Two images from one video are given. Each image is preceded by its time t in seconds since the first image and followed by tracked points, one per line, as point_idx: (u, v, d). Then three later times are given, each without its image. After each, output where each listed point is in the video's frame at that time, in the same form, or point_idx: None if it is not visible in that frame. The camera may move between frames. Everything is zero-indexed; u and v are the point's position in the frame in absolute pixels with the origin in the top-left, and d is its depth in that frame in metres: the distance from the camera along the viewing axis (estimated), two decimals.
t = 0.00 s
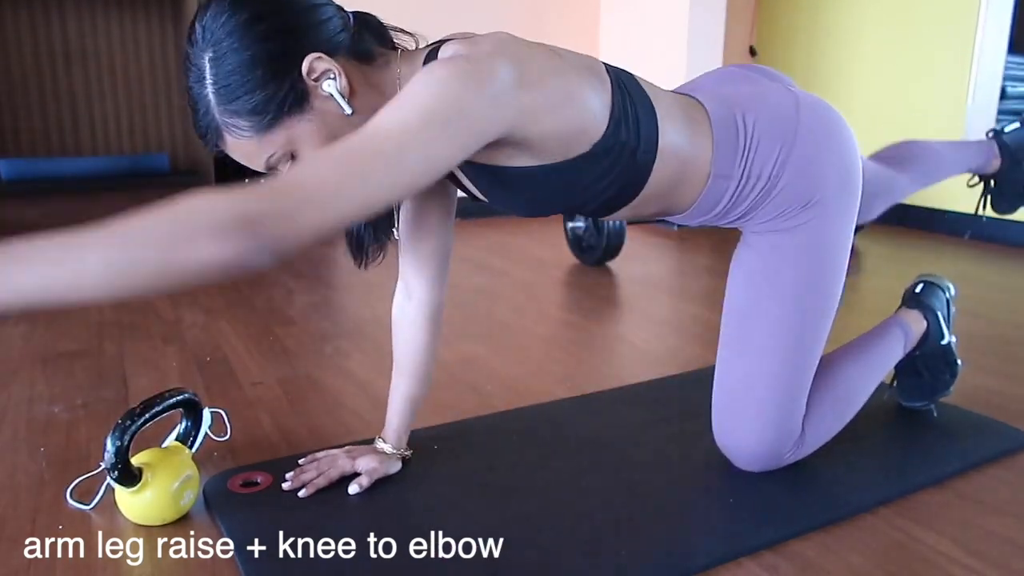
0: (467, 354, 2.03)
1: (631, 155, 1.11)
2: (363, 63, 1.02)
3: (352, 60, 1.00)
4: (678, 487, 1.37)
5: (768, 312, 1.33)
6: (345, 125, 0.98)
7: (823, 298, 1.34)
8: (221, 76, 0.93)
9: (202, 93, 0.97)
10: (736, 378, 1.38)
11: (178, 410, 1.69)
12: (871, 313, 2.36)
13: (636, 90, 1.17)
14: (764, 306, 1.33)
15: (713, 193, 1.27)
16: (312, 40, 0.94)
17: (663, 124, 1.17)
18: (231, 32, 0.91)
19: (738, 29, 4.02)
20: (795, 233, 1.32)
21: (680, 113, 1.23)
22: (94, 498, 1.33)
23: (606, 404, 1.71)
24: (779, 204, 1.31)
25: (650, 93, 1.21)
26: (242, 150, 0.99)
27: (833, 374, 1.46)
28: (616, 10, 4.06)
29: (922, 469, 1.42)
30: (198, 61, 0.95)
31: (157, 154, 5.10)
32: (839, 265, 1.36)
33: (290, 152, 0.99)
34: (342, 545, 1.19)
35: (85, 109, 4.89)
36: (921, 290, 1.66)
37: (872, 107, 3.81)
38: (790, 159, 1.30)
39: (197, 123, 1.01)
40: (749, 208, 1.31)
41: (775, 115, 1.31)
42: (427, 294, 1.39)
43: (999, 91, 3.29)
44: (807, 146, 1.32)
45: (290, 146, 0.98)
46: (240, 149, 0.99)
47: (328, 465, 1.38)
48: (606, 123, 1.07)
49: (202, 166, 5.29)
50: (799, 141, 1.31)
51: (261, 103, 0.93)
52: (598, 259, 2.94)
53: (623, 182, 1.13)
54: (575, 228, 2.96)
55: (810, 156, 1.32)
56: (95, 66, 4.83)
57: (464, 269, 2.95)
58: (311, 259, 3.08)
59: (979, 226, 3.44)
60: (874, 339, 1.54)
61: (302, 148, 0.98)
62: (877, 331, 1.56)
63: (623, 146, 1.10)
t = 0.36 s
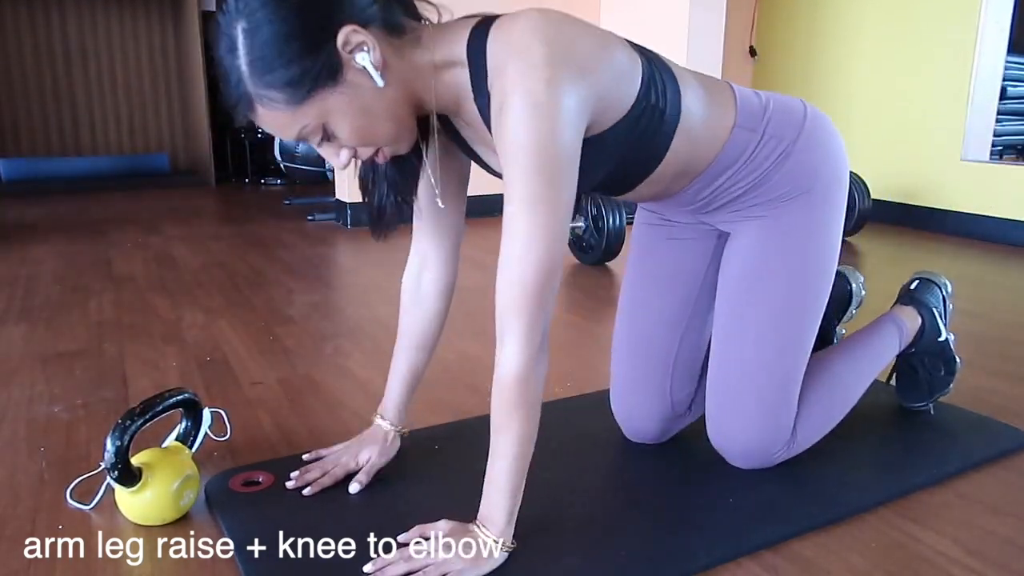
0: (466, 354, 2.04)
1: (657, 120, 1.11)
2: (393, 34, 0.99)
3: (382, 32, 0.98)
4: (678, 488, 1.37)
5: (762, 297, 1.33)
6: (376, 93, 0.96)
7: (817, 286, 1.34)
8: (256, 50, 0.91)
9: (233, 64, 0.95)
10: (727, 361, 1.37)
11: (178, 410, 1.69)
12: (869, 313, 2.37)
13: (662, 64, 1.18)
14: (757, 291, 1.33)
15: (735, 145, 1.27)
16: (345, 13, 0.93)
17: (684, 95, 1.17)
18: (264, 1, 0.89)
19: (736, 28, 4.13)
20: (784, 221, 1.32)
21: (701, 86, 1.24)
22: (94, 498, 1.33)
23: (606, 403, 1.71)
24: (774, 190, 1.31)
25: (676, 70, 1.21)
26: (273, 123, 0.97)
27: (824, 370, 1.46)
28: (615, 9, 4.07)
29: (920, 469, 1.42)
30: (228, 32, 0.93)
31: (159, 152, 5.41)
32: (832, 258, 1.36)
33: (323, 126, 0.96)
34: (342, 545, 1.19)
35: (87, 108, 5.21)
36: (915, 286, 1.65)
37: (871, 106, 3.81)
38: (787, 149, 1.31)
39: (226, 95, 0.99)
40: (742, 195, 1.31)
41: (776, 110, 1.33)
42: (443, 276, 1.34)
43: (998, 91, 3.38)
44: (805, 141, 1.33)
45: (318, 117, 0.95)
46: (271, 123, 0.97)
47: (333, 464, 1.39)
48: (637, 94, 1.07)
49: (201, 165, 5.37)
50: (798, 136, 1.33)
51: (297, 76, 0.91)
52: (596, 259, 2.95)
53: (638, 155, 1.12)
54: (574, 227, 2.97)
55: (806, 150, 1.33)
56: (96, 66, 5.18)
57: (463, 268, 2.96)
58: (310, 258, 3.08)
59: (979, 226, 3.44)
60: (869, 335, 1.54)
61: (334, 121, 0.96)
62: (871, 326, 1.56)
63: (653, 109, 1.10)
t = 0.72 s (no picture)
0: (467, 354, 2.03)
1: (640, 157, 1.11)
2: (373, 58, 1.02)
3: (363, 58, 1.01)
4: (678, 487, 1.37)
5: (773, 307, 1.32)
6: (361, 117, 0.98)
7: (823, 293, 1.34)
8: (239, 91, 0.94)
9: (220, 109, 0.98)
10: (736, 370, 1.37)
11: (178, 410, 1.69)
12: (871, 313, 2.36)
13: (647, 89, 1.17)
14: (765, 302, 1.33)
15: (718, 193, 1.26)
16: (323, 44, 0.95)
17: (671, 123, 1.17)
18: (242, 45, 0.92)
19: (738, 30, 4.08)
20: (794, 232, 1.32)
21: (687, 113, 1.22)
22: (94, 498, 1.33)
23: (606, 403, 1.71)
24: (784, 202, 1.31)
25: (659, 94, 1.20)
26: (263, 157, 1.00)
27: (821, 376, 1.46)
28: (615, 10, 4.07)
29: (922, 470, 1.42)
30: (211, 78, 0.96)
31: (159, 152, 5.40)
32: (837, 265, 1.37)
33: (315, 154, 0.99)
34: (342, 545, 1.19)
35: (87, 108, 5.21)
36: (916, 291, 1.64)
37: (870, 107, 3.81)
38: (790, 163, 1.30)
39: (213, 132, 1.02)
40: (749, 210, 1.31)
41: (778, 117, 1.31)
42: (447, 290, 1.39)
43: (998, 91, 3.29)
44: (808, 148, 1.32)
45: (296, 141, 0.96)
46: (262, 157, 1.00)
47: (364, 458, 1.41)
48: (617, 130, 1.07)
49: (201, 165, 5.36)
50: (800, 145, 1.31)
51: (282, 111, 0.94)
52: (597, 259, 2.94)
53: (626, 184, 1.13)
54: (575, 228, 2.97)
55: (810, 160, 1.32)
56: (96, 66, 5.18)
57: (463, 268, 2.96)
58: (310, 258, 3.08)
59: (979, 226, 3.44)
60: (866, 342, 1.53)
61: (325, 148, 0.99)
62: (870, 334, 1.55)
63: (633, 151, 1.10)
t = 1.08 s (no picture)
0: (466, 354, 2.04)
1: (654, 147, 1.11)
2: (377, 108, 0.99)
3: (369, 110, 0.98)
4: (678, 487, 1.37)
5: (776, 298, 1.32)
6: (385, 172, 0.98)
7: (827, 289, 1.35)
8: (276, 192, 0.98)
9: (267, 210, 1.02)
10: (738, 361, 1.36)
11: (178, 410, 1.69)
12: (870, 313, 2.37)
13: (662, 77, 1.15)
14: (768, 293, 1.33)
15: (737, 172, 1.26)
16: (330, 121, 0.95)
17: (687, 114, 1.16)
18: (264, 154, 0.96)
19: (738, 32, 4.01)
20: (798, 225, 1.32)
21: (706, 98, 1.21)
22: (94, 498, 1.33)
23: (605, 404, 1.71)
24: (795, 194, 1.31)
25: (675, 82, 1.19)
26: (321, 238, 1.04)
27: (824, 373, 1.47)
28: (615, 10, 4.07)
29: (921, 469, 1.42)
30: (249, 187, 1.00)
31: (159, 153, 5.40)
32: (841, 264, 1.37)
33: (363, 219, 1.03)
34: (342, 545, 1.19)
35: (87, 108, 5.21)
36: (918, 292, 1.65)
37: (869, 107, 3.82)
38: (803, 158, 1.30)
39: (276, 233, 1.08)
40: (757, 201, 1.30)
41: (795, 112, 1.32)
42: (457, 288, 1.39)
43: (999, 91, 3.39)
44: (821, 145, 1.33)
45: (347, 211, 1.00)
46: (319, 238, 1.04)
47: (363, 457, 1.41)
48: (635, 121, 1.06)
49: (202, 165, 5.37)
50: (813, 141, 1.32)
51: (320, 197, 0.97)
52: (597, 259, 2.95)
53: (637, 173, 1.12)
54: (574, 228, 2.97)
55: (822, 157, 1.32)
56: (96, 66, 5.18)
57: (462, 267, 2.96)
58: (310, 258, 3.08)
59: (979, 225, 3.44)
60: (872, 341, 1.53)
61: (368, 212, 1.02)
62: (873, 332, 1.55)
63: (648, 142, 1.09)
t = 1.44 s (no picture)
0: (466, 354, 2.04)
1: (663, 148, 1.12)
2: (389, 87, 1.01)
3: (383, 89, 1.00)
4: (677, 487, 1.37)
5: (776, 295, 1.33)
6: (392, 152, 1.00)
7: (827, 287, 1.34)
8: (276, 153, 0.97)
9: (262, 171, 1.01)
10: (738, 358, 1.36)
11: (178, 410, 1.70)
12: (870, 313, 2.37)
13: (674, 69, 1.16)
14: (768, 287, 1.33)
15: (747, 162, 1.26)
16: (344, 90, 0.96)
17: (701, 103, 1.17)
18: (271, 112, 0.95)
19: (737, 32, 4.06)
20: (799, 224, 1.33)
21: (714, 88, 1.22)
22: (94, 498, 1.33)
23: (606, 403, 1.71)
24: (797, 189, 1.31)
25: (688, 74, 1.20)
26: (314, 207, 1.03)
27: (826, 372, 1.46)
28: (615, 10, 4.07)
29: (921, 469, 1.42)
30: (249, 145, 0.99)
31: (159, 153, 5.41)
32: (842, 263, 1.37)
33: (359, 195, 1.02)
34: (342, 545, 1.19)
35: (87, 109, 5.21)
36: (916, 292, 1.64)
37: (869, 107, 3.82)
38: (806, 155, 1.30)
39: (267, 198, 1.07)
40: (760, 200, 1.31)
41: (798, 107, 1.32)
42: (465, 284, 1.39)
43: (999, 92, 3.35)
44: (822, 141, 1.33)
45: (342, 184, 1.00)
46: (312, 208, 1.03)
47: (363, 457, 1.41)
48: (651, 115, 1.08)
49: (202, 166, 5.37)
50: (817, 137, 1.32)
51: (321, 162, 0.97)
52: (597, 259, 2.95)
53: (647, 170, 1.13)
54: (574, 228, 2.97)
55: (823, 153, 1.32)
56: (96, 66, 5.18)
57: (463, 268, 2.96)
58: (310, 259, 3.08)
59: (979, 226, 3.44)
60: (870, 341, 1.54)
61: (366, 189, 1.01)
62: (874, 333, 1.56)
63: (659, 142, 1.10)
